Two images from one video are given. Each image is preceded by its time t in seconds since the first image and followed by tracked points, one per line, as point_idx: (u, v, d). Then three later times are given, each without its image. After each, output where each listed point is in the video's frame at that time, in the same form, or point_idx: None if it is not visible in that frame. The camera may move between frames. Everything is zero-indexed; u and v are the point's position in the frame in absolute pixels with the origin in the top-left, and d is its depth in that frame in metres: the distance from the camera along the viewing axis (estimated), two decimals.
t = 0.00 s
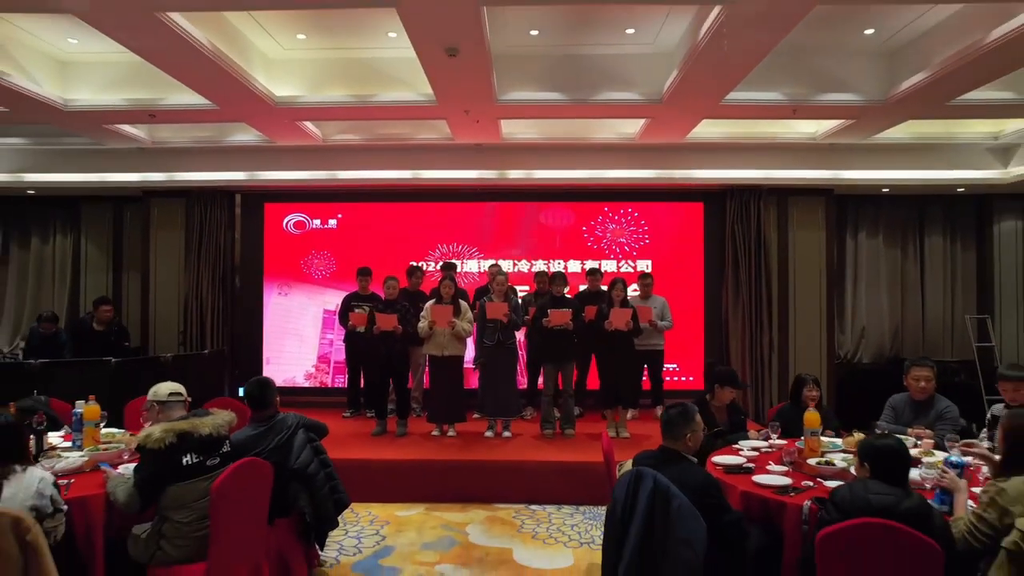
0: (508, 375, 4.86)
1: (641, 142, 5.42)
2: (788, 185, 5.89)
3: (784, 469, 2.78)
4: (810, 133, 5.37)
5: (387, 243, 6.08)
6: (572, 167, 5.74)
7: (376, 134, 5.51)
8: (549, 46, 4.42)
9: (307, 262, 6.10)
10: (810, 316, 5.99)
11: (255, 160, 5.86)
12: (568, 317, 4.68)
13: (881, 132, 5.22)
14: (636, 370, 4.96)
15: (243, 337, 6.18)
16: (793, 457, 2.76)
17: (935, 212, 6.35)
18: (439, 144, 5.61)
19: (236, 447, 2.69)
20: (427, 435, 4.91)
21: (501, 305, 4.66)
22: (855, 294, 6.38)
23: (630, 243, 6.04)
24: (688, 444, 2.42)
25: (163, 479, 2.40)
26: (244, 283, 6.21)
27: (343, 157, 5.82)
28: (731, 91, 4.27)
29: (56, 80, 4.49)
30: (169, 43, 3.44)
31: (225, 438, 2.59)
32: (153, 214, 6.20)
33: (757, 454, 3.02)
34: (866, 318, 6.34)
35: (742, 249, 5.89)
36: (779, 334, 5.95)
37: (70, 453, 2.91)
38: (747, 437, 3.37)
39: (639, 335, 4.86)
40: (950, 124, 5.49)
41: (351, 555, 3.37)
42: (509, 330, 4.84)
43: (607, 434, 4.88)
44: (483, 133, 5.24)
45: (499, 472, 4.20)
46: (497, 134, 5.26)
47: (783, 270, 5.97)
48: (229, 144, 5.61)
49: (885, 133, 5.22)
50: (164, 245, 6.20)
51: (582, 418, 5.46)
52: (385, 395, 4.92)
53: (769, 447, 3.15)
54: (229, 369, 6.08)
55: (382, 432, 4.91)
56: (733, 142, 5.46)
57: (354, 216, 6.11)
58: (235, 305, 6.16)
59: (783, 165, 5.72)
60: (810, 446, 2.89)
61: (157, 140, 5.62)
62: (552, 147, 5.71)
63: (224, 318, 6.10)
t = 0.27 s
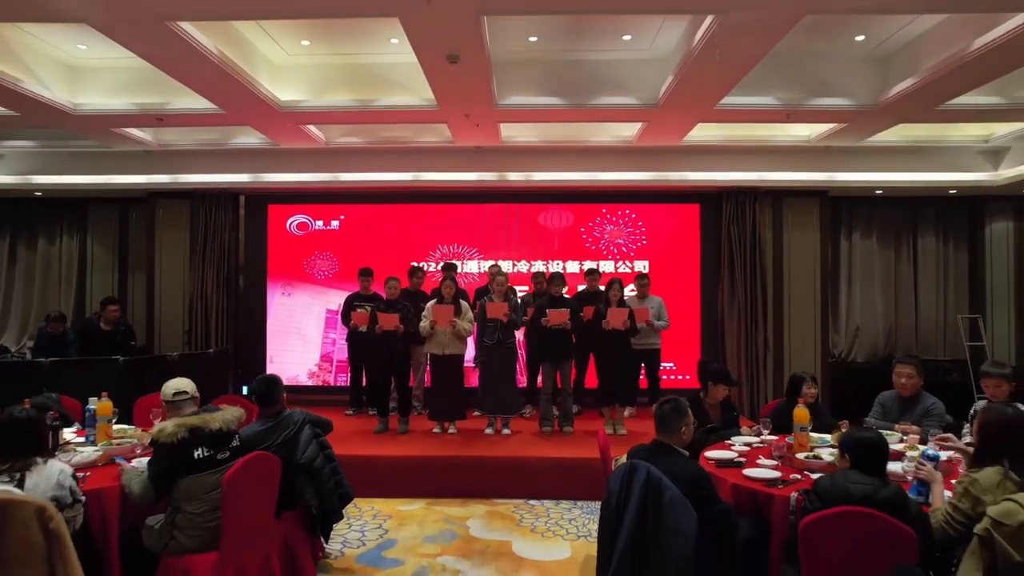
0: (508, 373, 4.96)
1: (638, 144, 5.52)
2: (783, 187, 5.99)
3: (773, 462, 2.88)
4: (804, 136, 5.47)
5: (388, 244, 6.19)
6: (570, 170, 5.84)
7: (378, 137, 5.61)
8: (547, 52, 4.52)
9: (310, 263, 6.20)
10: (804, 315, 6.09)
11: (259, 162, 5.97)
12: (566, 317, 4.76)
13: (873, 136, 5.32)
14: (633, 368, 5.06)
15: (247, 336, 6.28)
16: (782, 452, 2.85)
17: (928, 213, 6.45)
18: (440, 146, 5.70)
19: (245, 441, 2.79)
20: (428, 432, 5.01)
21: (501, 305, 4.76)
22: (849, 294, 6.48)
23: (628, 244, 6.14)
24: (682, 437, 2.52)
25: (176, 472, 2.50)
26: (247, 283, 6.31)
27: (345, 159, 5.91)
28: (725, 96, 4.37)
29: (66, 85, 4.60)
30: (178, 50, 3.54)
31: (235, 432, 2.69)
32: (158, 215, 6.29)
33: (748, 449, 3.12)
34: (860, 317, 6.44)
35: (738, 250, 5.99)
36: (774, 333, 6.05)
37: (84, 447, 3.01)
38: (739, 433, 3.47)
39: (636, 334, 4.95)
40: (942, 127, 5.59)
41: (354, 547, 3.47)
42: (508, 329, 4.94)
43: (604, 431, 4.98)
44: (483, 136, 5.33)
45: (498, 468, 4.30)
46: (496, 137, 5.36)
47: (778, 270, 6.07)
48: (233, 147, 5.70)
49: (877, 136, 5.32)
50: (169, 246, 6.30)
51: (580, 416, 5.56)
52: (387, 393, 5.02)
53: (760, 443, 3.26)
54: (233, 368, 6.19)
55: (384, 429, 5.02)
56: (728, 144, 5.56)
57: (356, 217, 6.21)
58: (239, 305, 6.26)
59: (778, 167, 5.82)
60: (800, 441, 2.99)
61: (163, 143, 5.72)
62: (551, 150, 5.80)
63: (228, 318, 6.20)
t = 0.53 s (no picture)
0: (507, 372, 5.08)
1: (635, 147, 5.63)
2: (777, 190, 6.11)
3: (762, 456, 3.00)
4: (798, 140, 5.58)
5: (390, 245, 6.31)
6: (569, 173, 5.96)
7: (380, 140, 5.72)
8: (546, 58, 4.63)
9: (314, 263, 6.32)
10: (798, 315, 6.21)
11: (264, 165, 6.09)
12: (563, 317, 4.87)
13: (865, 139, 5.44)
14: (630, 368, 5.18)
15: (251, 335, 6.40)
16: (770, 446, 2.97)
17: (921, 215, 6.57)
18: (441, 150, 5.82)
19: (255, 436, 2.90)
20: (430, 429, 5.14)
21: (502, 305, 4.88)
22: (843, 294, 6.60)
23: (625, 245, 6.26)
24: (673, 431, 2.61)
25: (190, 464, 2.62)
26: (252, 284, 6.43)
27: (348, 162, 6.03)
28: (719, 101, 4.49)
29: (78, 90, 4.72)
30: (190, 59, 3.66)
31: (245, 427, 2.80)
32: (164, 217, 6.41)
33: (739, 444, 3.24)
34: (853, 317, 6.56)
35: (733, 251, 6.11)
36: (768, 332, 6.17)
37: (100, 441, 3.13)
38: (730, 429, 3.59)
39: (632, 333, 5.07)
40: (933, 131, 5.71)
41: (359, 539, 3.59)
42: (508, 328, 5.06)
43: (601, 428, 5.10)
44: (484, 140, 5.45)
45: (497, 464, 4.42)
46: (496, 141, 5.47)
47: (772, 271, 6.19)
48: (238, 150, 5.82)
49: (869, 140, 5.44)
50: (174, 247, 6.42)
51: (578, 413, 5.68)
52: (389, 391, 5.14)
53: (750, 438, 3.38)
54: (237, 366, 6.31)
55: (387, 426, 5.14)
56: (724, 148, 5.68)
57: (359, 219, 6.33)
58: (244, 305, 6.38)
59: (772, 170, 5.94)
60: (788, 436, 3.11)
61: (170, 146, 5.84)
62: (549, 152, 5.92)
63: (233, 317, 6.33)
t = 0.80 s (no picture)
0: (507, 370, 5.18)
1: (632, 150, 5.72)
2: (772, 191, 6.21)
3: (753, 450, 3.11)
4: (792, 142, 5.68)
5: (392, 246, 6.41)
6: (567, 175, 6.06)
7: (381, 143, 5.82)
8: (544, 63, 4.73)
9: (316, 264, 6.42)
10: (792, 315, 6.32)
11: (267, 167, 6.19)
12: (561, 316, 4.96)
13: (857, 142, 5.54)
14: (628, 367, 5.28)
15: (255, 334, 6.50)
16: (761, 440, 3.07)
17: (914, 216, 6.68)
18: (442, 152, 5.92)
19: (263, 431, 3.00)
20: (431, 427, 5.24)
21: (501, 305, 4.97)
22: (837, 294, 6.71)
23: (623, 246, 6.36)
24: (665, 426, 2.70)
25: (200, 458, 2.71)
26: (255, 284, 6.53)
27: (351, 164, 6.13)
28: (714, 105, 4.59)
29: (86, 95, 4.82)
30: (199, 66, 3.76)
31: (253, 423, 2.89)
32: (169, 218, 6.51)
33: (731, 439, 3.34)
34: (847, 317, 6.67)
35: (729, 252, 6.22)
36: (764, 332, 6.27)
37: (112, 437, 3.23)
38: (723, 425, 3.70)
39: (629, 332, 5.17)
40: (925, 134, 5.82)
41: (363, 532, 3.69)
42: (507, 327, 5.16)
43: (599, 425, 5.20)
44: (483, 143, 5.55)
45: (497, 460, 4.53)
46: (495, 143, 5.57)
47: (768, 272, 6.29)
48: (242, 152, 5.92)
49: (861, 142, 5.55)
50: (178, 248, 6.52)
51: (576, 411, 5.78)
52: (391, 389, 5.23)
53: (742, 433, 3.48)
54: (241, 365, 6.41)
55: (389, 424, 5.24)
56: (719, 150, 5.78)
57: (360, 220, 6.43)
58: (248, 304, 6.49)
59: (767, 172, 6.05)
60: (779, 431, 3.21)
61: (174, 148, 5.93)
62: (548, 155, 6.02)
63: (237, 317, 6.43)
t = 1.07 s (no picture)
0: (506, 369, 5.29)
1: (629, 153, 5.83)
2: (767, 193, 6.31)
3: (744, 445, 3.22)
4: (786, 145, 5.79)
5: (393, 247, 6.52)
6: (565, 177, 6.18)
7: (383, 146, 5.93)
8: (543, 69, 4.85)
9: (319, 265, 6.53)
10: (787, 314, 6.43)
11: (271, 169, 6.30)
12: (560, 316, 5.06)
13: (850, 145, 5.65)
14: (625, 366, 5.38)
15: (258, 334, 6.61)
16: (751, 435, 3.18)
17: (907, 217, 6.79)
18: (443, 155, 6.03)
19: (271, 427, 3.11)
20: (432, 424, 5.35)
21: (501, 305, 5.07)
22: (831, 294, 6.82)
23: (620, 247, 6.48)
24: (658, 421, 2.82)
25: (211, 453, 2.82)
26: (259, 284, 6.64)
27: (353, 167, 6.24)
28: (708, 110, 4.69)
29: (95, 99, 4.93)
30: (207, 73, 3.88)
31: (262, 419, 3.00)
32: (175, 219, 6.62)
33: (723, 434, 3.46)
34: (841, 316, 6.78)
35: (724, 253, 6.33)
36: (759, 331, 6.38)
37: (124, 432, 3.34)
38: (717, 421, 3.81)
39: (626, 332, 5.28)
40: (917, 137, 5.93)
41: (367, 525, 3.80)
42: (507, 327, 5.27)
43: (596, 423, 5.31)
44: (483, 146, 5.65)
45: (497, 456, 4.64)
46: (495, 146, 5.68)
47: (763, 272, 6.40)
48: (246, 155, 6.02)
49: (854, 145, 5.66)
50: (183, 248, 6.63)
51: (575, 409, 5.89)
52: (393, 387, 5.34)
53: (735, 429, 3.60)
54: (245, 364, 6.52)
55: (391, 421, 5.35)
56: (715, 153, 5.89)
57: (363, 222, 6.54)
58: (251, 305, 6.60)
59: (762, 174, 6.16)
60: (769, 426, 3.33)
61: (180, 151, 6.04)
62: (547, 157, 6.13)
63: (241, 317, 6.55)
